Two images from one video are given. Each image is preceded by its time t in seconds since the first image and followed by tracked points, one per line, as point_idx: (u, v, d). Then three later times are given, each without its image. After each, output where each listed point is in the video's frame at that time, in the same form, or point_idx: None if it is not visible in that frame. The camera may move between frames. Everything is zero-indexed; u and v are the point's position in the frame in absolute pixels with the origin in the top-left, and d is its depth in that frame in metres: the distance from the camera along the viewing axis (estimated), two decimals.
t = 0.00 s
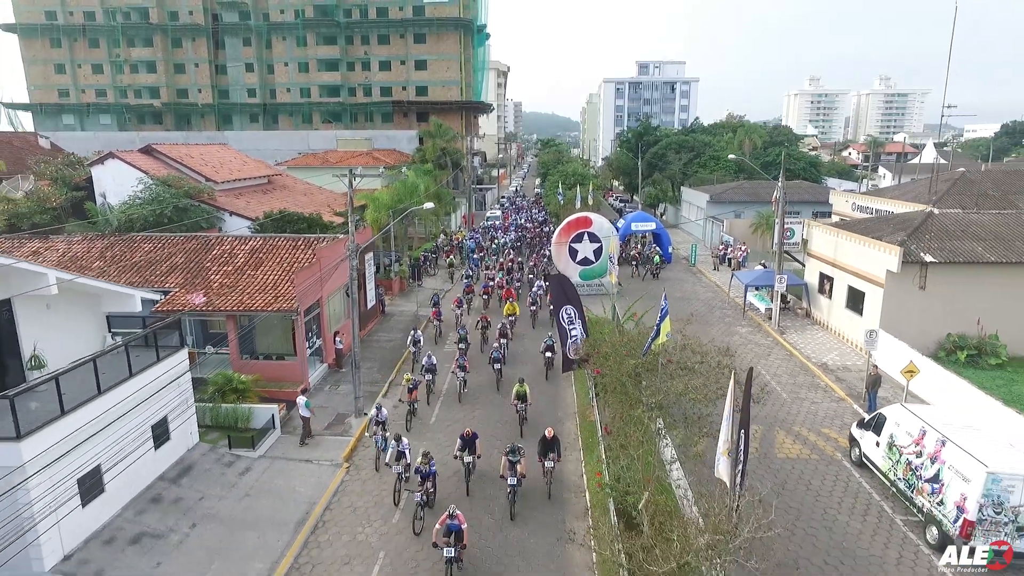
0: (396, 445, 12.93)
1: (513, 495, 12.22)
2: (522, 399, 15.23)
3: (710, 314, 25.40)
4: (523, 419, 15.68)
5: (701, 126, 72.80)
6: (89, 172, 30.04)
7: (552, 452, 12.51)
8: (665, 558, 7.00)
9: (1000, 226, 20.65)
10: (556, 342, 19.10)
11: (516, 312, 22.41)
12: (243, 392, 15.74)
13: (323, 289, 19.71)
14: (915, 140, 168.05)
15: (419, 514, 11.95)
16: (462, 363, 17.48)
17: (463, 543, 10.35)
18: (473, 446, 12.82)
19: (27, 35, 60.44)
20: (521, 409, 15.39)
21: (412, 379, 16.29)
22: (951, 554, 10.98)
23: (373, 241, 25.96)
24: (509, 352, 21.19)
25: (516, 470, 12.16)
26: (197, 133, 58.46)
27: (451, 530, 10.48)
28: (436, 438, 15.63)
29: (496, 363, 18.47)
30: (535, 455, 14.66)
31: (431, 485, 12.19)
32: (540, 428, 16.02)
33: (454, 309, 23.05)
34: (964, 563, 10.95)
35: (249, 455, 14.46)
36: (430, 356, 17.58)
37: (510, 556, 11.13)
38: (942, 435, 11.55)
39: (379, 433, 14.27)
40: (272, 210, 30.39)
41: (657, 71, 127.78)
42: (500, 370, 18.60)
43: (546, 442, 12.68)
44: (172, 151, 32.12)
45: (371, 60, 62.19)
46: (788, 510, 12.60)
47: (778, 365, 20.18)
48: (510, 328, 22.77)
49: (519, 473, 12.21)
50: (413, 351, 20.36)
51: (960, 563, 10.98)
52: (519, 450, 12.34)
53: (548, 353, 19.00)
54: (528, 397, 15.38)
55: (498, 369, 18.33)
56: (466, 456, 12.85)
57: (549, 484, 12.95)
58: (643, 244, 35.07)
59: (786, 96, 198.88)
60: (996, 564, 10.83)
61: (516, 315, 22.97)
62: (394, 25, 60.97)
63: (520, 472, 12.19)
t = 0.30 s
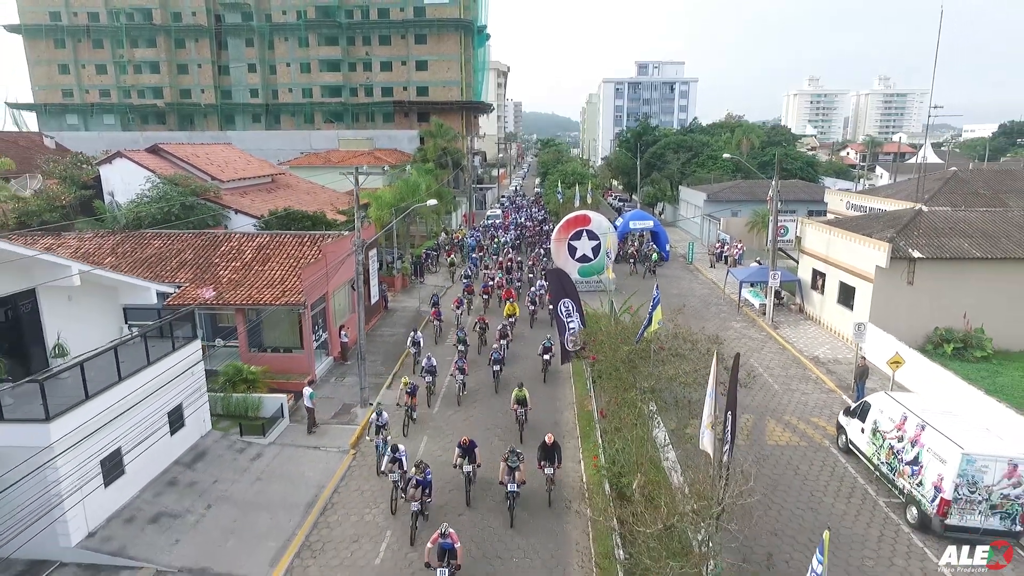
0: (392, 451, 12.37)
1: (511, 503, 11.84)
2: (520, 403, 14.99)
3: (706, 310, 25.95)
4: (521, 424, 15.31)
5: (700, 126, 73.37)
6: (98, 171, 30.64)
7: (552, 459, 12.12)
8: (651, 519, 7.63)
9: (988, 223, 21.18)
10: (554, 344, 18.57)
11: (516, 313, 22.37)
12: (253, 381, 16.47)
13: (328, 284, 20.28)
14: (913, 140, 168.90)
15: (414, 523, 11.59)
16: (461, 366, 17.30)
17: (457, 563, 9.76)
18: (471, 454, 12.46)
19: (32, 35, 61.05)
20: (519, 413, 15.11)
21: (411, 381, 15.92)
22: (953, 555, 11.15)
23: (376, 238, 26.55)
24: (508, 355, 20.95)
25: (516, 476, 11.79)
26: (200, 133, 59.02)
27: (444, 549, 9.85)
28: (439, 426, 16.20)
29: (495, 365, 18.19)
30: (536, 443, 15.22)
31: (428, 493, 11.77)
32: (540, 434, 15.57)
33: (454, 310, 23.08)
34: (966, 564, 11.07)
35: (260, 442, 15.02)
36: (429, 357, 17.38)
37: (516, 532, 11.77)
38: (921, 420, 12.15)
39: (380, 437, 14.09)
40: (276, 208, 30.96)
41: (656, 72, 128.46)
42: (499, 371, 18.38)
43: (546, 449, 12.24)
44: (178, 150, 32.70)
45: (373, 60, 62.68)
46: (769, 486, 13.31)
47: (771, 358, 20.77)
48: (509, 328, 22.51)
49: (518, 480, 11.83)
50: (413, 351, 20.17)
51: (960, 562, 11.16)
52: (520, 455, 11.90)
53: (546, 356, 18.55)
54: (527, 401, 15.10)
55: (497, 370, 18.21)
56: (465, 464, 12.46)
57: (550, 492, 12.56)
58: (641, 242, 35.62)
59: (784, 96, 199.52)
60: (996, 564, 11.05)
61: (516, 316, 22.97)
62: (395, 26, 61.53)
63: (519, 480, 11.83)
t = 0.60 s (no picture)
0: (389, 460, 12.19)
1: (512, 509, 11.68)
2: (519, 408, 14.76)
3: (701, 305, 26.67)
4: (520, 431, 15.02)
5: (698, 126, 74.10)
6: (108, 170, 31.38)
7: (552, 465, 11.96)
8: (640, 481, 8.41)
9: (972, 220, 21.89)
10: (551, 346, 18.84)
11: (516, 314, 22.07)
12: (264, 369, 17.12)
13: (335, 279, 21.01)
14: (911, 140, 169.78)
15: (414, 534, 11.32)
16: (460, 369, 16.98)
17: None
18: (469, 463, 12.20)
19: (38, 37, 61.80)
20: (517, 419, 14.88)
21: (410, 387, 15.67)
22: (952, 555, 11.17)
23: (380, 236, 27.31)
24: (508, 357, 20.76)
25: (516, 483, 11.65)
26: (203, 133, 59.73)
27: (436, 571, 9.56)
28: (442, 414, 16.95)
29: (495, 367, 18.14)
30: (535, 429, 15.93)
31: (428, 502, 11.53)
32: (538, 441, 15.33)
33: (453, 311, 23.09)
34: (964, 563, 11.07)
35: (272, 427, 15.73)
36: (429, 360, 17.00)
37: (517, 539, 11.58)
38: (898, 403, 12.90)
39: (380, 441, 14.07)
40: (282, 207, 31.70)
41: (655, 72, 129.35)
42: (499, 372, 18.34)
43: (546, 455, 12.08)
44: (186, 150, 33.43)
45: (374, 61, 63.33)
46: (752, 469, 13.91)
47: (762, 351, 21.51)
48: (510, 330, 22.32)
49: (518, 486, 11.66)
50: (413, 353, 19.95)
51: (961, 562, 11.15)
52: (519, 460, 11.77)
53: (544, 358, 18.71)
54: (525, 406, 14.89)
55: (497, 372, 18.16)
56: (462, 474, 12.18)
57: (550, 500, 12.33)
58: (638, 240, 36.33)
59: (783, 96, 200.33)
60: (996, 564, 11.05)
61: (517, 317, 22.76)
62: (397, 27, 62.24)
63: (519, 486, 11.68)
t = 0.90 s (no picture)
0: (385, 466, 11.94)
1: (511, 515, 11.48)
2: (518, 413, 14.44)
3: (696, 301, 27.34)
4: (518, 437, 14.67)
5: (697, 126, 74.82)
6: (117, 169, 32.10)
7: (553, 471, 11.77)
8: (630, 452, 9.16)
9: (959, 217, 22.56)
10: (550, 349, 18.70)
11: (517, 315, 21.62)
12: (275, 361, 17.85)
13: (341, 274, 21.71)
14: (908, 141, 170.52)
15: (416, 544, 10.93)
16: (460, 372, 16.85)
17: None
18: (468, 471, 11.99)
19: (43, 38, 62.51)
20: (516, 425, 14.58)
21: (410, 390, 15.40)
22: (952, 555, 11.22)
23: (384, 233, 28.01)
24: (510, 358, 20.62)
25: (515, 488, 11.44)
26: (207, 133, 60.48)
27: None
28: (446, 403, 17.71)
29: (495, 368, 18.17)
30: (535, 418, 16.62)
31: (428, 509, 11.22)
32: (537, 448, 15.04)
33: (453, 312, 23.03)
34: (964, 564, 11.09)
35: (283, 414, 16.45)
36: (429, 360, 16.97)
37: (517, 548, 11.33)
38: (879, 390, 13.62)
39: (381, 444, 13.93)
40: (286, 205, 32.39)
41: (654, 73, 130.15)
42: (498, 373, 18.38)
43: (546, 460, 11.89)
44: (192, 149, 34.12)
45: (376, 62, 63.95)
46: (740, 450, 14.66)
47: (755, 344, 22.19)
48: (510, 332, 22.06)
49: (518, 491, 11.45)
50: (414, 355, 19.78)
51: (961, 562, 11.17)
52: (519, 465, 11.55)
53: (541, 361, 18.64)
54: (524, 411, 14.56)
55: (496, 373, 18.20)
56: (461, 482, 11.96)
57: (550, 506, 12.15)
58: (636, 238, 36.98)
59: (782, 96, 201.09)
60: (996, 564, 11.08)
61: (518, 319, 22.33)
62: (398, 29, 62.92)
63: (519, 491, 11.45)
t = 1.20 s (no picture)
0: (381, 475, 12.09)
1: (508, 520, 11.48)
2: (515, 419, 14.46)
3: (691, 297, 28.18)
4: (515, 443, 14.70)
5: (695, 126, 75.74)
6: (127, 169, 32.94)
7: (551, 475, 11.74)
8: (621, 426, 10.04)
9: (942, 215, 23.42)
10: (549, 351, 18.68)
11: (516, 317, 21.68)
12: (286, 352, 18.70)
13: (347, 271, 22.55)
14: (906, 141, 171.68)
15: (415, 554, 10.79)
16: (460, 374, 16.96)
17: None
18: (467, 480, 11.74)
19: (50, 39, 63.31)
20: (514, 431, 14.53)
21: (411, 394, 15.45)
22: (951, 555, 11.32)
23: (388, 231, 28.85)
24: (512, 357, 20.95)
25: (513, 492, 11.45)
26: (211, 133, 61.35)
27: None
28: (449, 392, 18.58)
29: (495, 370, 18.26)
30: (534, 406, 17.47)
31: (428, 518, 11.08)
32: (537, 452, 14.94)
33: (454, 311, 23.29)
34: (965, 564, 11.17)
35: (295, 402, 17.30)
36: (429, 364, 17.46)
37: (513, 551, 11.34)
38: (858, 376, 14.49)
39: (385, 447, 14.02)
40: (292, 204, 33.19)
41: (653, 74, 131.19)
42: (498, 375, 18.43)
43: (546, 465, 11.87)
44: (200, 149, 34.94)
45: (378, 63, 64.74)
46: (727, 437, 15.52)
47: (746, 337, 23.01)
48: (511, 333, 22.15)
49: (516, 496, 11.46)
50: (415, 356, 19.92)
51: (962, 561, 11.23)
52: (517, 469, 11.60)
53: (540, 363, 18.53)
54: (522, 417, 14.60)
55: (496, 375, 18.23)
56: (459, 493, 11.65)
57: (548, 511, 12.07)
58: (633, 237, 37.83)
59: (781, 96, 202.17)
60: (996, 564, 11.13)
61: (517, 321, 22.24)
62: (400, 30, 63.72)
63: (517, 495, 11.46)
